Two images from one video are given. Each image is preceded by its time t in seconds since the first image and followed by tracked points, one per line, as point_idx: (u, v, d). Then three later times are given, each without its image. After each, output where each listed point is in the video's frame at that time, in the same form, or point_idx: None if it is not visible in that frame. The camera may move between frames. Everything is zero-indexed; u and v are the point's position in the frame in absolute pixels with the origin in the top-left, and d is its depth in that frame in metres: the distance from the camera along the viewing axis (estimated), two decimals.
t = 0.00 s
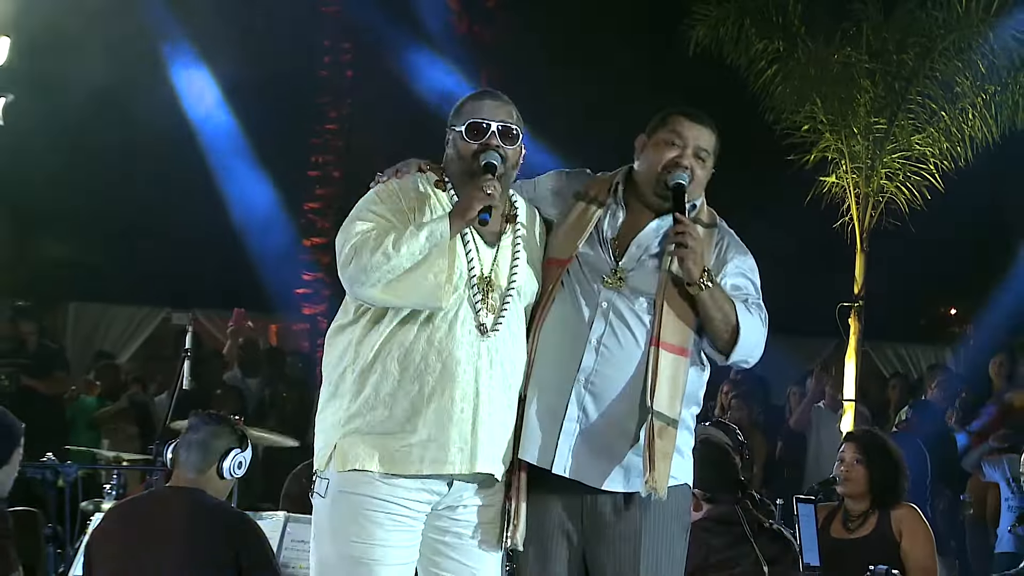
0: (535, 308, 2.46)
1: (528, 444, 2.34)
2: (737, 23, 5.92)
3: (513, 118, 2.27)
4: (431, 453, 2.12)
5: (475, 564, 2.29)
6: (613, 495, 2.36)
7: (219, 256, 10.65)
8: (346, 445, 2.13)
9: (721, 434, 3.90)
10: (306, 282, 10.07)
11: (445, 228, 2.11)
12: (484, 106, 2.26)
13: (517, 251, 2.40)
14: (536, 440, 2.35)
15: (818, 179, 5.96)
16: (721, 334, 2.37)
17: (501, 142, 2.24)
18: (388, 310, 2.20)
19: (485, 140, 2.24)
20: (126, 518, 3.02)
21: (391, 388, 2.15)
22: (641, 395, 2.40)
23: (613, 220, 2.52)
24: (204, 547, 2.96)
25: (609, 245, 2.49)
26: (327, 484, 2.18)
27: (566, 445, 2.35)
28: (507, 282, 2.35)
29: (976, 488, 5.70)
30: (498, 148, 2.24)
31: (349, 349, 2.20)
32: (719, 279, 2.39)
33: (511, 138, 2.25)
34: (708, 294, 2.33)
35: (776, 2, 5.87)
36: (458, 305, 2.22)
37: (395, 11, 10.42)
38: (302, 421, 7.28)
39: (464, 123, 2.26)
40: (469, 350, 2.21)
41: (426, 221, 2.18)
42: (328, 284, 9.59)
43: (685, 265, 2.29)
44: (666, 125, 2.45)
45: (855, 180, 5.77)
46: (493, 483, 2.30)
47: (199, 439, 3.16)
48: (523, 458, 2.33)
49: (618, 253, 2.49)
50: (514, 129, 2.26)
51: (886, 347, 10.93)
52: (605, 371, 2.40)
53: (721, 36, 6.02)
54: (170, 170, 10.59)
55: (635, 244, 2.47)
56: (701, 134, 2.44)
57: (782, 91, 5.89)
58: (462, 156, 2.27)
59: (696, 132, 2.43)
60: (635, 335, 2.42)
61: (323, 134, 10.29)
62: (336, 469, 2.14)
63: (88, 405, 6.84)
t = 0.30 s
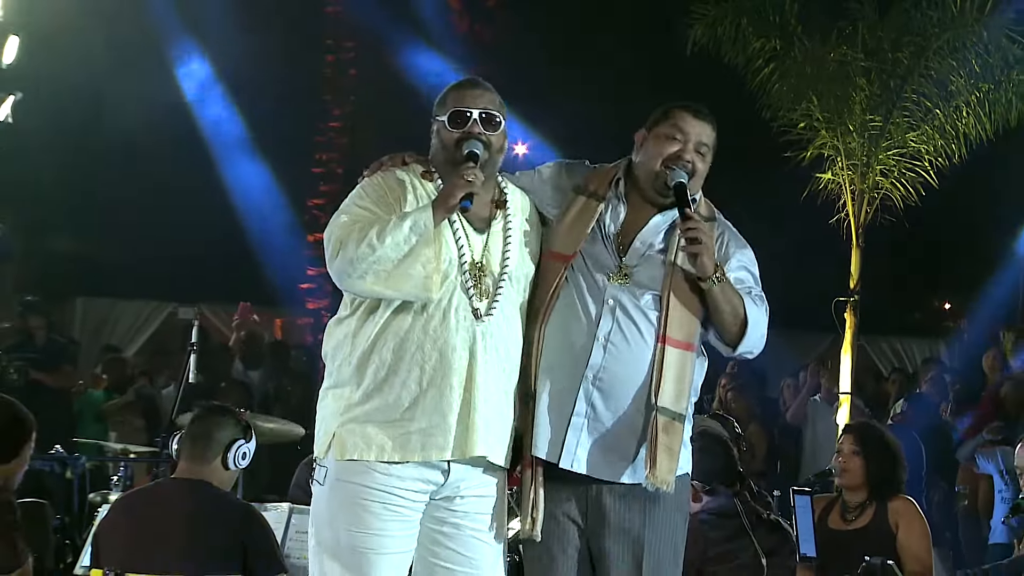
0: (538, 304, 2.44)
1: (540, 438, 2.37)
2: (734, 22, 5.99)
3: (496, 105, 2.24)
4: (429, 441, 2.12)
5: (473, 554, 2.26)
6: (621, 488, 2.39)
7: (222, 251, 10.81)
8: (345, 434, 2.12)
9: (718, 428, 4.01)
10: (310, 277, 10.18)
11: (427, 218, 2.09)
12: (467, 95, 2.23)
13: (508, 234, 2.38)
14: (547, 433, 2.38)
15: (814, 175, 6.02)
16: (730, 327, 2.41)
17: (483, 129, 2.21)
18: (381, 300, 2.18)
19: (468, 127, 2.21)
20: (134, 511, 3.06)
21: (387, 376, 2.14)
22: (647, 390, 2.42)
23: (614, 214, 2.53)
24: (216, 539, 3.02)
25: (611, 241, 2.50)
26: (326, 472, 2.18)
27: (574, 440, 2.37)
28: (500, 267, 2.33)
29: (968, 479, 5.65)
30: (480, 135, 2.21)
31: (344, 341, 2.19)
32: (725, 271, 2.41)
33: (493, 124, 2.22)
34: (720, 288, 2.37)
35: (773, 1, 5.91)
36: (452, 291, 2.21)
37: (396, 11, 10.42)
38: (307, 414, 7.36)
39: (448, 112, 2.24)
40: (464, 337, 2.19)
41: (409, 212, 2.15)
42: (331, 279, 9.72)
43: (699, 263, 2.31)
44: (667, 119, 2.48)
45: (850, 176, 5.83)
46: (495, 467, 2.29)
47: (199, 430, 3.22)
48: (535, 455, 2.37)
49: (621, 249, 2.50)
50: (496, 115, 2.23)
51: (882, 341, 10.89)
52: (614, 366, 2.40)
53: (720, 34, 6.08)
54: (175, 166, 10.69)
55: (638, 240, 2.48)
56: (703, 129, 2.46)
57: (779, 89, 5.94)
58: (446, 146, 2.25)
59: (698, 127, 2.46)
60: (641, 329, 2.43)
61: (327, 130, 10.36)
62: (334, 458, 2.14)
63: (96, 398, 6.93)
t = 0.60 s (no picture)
0: (522, 301, 2.42)
1: (537, 438, 2.41)
2: (732, 21, 6.03)
3: (460, 102, 2.25)
4: (417, 434, 2.16)
5: (470, 549, 2.31)
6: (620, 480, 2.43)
7: (230, 247, 11.03)
8: (336, 429, 2.18)
9: (711, 420, 3.95)
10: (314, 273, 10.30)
11: (397, 217, 2.14)
12: (432, 95, 2.24)
13: (483, 225, 2.39)
14: (545, 430, 2.41)
15: (811, 173, 6.04)
16: (713, 300, 2.48)
17: (451, 127, 2.23)
18: (361, 300, 2.21)
19: (434, 127, 2.23)
20: (140, 504, 3.11)
21: (372, 373, 2.18)
22: (640, 375, 2.47)
23: (582, 208, 2.55)
24: (221, 533, 3.07)
25: (584, 235, 2.52)
26: (319, 468, 2.22)
27: (574, 430, 2.40)
28: (476, 257, 2.35)
29: (962, 471, 5.85)
30: (448, 133, 2.23)
31: (328, 342, 2.23)
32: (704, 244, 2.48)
33: (460, 121, 2.24)
34: (700, 259, 2.43)
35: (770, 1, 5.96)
36: (428, 285, 2.25)
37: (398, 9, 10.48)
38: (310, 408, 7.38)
39: (415, 112, 2.25)
40: (446, 331, 2.23)
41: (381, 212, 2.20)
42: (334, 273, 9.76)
43: (677, 237, 2.36)
44: (609, 111, 2.51)
45: (847, 172, 5.85)
46: (487, 457, 2.33)
47: (203, 424, 3.28)
48: (530, 453, 2.40)
49: (596, 246, 2.52)
50: (463, 112, 2.24)
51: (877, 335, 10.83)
52: (604, 359, 2.43)
53: (716, 33, 6.14)
54: (185, 161, 10.99)
55: (612, 231, 2.52)
56: (648, 111, 2.50)
57: (776, 87, 5.99)
58: (414, 144, 2.27)
59: (642, 110, 2.50)
60: (628, 320, 2.46)
61: (329, 127, 10.20)
62: (327, 455, 2.18)
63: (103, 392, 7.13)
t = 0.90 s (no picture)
0: (515, 308, 2.48)
1: (532, 431, 2.45)
2: (729, 21, 6.09)
3: (457, 102, 2.28)
4: (417, 431, 2.15)
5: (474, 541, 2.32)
6: (615, 472, 2.49)
7: (238, 243, 11.16)
8: (338, 425, 2.17)
9: (712, 416, 4.03)
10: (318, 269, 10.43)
11: (402, 222, 2.14)
12: (429, 95, 2.26)
13: (480, 224, 2.42)
14: (541, 425, 2.45)
15: (807, 170, 6.13)
16: (701, 289, 2.55)
17: (447, 127, 2.25)
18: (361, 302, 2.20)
19: (432, 128, 2.25)
20: (150, 499, 3.14)
21: (373, 370, 2.16)
22: (638, 369, 2.52)
23: (564, 208, 2.60)
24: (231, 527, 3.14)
25: (572, 236, 2.58)
26: (321, 461, 2.20)
27: (568, 431, 2.44)
28: (475, 256, 2.37)
29: (957, 465, 5.91)
30: (445, 133, 2.25)
31: (329, 344, 2.21)
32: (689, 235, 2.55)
33: (456, 121, 2.26)
34: (687, 252, 2.49)
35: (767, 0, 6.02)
36: (431, 286, 2.24)
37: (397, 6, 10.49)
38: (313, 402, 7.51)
39: (411, 113, 2.27)
40: (449, 330, 2.24)
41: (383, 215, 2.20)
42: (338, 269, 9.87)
43: (663, 230, 2.42)
44: (568, 118, 2.57)
45: (842, 170, 5.96)
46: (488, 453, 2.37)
47: (210, 419, 3.34)
48: (527, 446, 2.45)
49: (584, 244, 2.59)
50: (458, 112, 2.26)
51: (873, 331, 11.08)
52: (601, 354, 2.48)
53: (714, 32, 6.19)
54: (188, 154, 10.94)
55: (600, 228, 2.59)
56: (604, 108, 2.57)
57: (773, 86, 6.06)
58: (411, 143, 2.29)
59: (598, 109, 2.56)
60: (623, 315, 2.51)
61: (333, 127, 10.32)
62: (329, 449, 2.18)
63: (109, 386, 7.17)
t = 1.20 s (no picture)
0: (530, 289, 2.54)
1: (540, 416, 2.50)
2: (725, 21, 6.25)
3: (475, 91, 2.34)
4: (432, 416, 2.21)
5: (479, 534, 2.36)
6: (619, 460, 2.55)
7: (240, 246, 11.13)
8: (352, 415, 2.22)
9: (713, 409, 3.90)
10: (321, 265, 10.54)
11: (421, 204, 2.20)
12: (447, 85, 2.32)
13: (496, 217, 2.47)
14: (551, 411, 2.52)
15: (802, 168, 6.25)
16: (713, 284, 2.59)
17: (466, 115, 2.32)
18: (380, 286, 2.26)
19: (451, 114, 2.31)
20: (152, 492, 3.23)
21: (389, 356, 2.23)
22: (644, 360, 2.57)
23: (583, 199, 2.67)
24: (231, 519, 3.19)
25: (587, 225, 2.64)
26: (334, 452, 2.28)
27: (577, 416, 2.51)
28: (491, 247, 2.42)
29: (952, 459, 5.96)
30: (464, 120, 2.32)
31: (346, 329, 2.27)
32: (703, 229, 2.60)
33: (474, 110, 2.32)
34: (703, 244, 2.54)
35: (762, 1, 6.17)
36: (447, 273, 2.29)
37: (396, 4, 10.62)
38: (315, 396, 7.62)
39: (430, 101, 2.33)
40: (464, 316, 2.29)
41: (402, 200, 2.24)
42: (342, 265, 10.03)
43: (681, 221, 2.49)
44: (596, 106, 2.64)
45: (837, 168, 6.08)
46: (494, 441, 2.39)
47: (212, 411, 3.40)
48: (534, 431, 2.49)
49: (598, 233, 2.65)
50: (476, 101, 2.33)
51: (866, 325, 11.55)
52: (609, 342, 2.54)
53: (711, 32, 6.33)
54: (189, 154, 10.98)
55: (615, 219, 2.65)
56: (632, 100, 2.63)
57: (769, 85, 6.21)
58: (430, 132, 2.36)
59: (627, 100, 2.63)
60: (632, 306, 2.56)
61: (335, 125, 10.67)
62: (343, 439, 2.24)
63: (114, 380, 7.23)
